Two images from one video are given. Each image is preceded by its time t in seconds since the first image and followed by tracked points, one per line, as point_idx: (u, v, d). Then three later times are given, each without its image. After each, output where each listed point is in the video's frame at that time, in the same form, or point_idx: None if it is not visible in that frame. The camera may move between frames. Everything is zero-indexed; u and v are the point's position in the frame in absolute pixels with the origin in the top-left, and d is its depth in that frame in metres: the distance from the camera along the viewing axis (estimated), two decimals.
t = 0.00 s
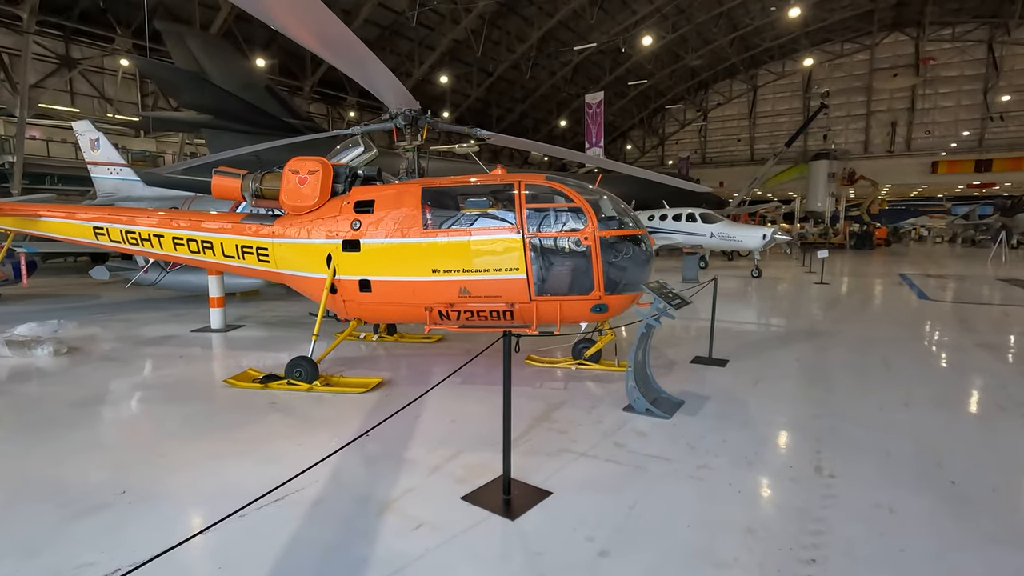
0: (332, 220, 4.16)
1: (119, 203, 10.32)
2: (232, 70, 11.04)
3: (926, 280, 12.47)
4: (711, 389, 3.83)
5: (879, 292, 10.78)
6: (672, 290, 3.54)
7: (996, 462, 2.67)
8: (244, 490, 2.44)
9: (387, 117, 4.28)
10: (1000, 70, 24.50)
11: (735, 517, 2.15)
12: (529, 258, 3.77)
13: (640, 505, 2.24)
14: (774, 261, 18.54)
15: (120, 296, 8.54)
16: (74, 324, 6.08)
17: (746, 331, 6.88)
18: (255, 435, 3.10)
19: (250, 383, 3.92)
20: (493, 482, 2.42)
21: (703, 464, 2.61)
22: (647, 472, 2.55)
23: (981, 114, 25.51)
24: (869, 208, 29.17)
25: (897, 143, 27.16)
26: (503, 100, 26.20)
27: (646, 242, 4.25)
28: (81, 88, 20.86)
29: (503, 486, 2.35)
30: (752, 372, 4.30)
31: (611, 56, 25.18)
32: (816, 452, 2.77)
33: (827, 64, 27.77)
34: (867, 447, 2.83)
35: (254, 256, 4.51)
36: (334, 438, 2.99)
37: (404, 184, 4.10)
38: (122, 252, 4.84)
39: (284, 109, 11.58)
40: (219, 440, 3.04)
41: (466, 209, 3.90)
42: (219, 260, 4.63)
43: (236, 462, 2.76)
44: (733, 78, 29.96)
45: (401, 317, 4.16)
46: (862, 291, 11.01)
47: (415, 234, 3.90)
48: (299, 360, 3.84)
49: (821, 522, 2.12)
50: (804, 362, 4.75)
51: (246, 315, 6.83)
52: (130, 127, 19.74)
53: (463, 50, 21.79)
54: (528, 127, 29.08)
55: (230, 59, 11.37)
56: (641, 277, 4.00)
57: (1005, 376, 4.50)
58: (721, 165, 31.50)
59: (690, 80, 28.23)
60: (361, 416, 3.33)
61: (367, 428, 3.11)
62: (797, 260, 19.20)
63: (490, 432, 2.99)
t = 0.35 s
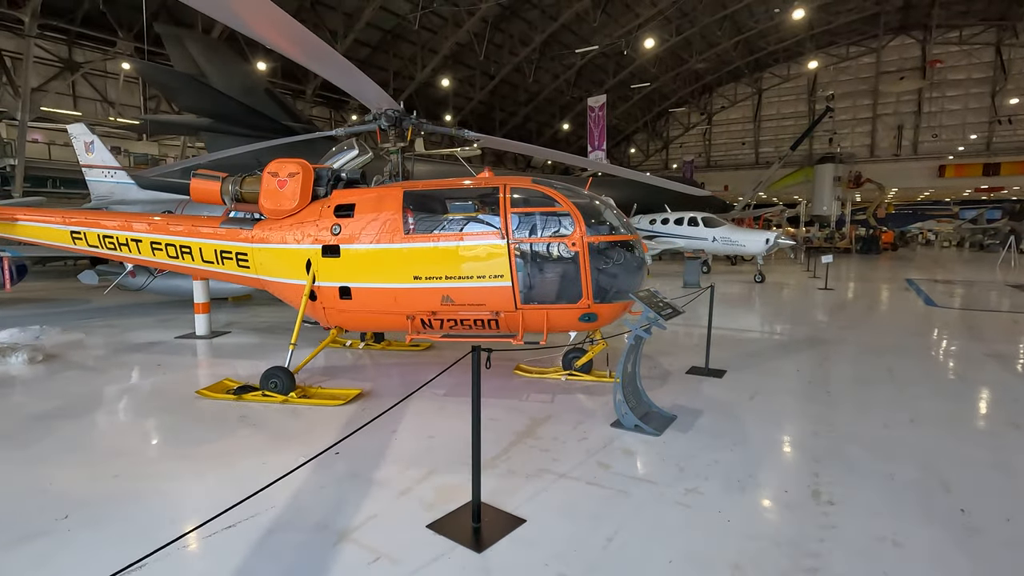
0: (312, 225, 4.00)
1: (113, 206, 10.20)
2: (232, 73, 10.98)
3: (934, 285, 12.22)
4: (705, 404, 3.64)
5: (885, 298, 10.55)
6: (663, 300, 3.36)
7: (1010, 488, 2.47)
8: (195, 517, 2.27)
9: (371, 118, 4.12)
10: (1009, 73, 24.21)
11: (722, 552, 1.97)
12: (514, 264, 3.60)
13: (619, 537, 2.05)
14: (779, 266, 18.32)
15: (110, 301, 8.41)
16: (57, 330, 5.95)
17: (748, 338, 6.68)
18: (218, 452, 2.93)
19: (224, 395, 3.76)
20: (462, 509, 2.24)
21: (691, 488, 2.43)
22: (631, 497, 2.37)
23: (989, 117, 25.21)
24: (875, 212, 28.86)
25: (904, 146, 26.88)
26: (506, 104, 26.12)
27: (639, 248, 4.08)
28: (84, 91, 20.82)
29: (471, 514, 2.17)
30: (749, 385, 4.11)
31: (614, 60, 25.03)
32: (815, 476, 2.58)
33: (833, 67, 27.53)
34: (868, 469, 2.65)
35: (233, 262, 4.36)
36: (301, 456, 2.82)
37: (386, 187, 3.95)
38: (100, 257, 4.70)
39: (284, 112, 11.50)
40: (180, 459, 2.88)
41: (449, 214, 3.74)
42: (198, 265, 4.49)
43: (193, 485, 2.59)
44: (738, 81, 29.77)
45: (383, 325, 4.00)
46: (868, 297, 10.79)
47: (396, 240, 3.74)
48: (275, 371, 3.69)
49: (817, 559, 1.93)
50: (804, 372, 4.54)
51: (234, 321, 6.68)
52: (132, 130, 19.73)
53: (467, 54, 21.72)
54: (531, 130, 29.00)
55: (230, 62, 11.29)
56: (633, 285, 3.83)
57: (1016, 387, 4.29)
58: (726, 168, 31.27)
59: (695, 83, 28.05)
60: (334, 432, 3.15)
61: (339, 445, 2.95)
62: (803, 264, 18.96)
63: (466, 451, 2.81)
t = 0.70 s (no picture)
0: (292, 224, 3.85)
1: (112, 206, 10.13)
2: (237, 74, 10.81)
3: (947, 288, 11.90)
4: (702, 412, 3.43)
5: (896, 301, 10.27)
6: (656, 302, 3.17)
7: None
8: (139, 535, 2.10)
9: (355, 114, 3.95)
10: None
11: None
12: (500, 265, 3.43)
13: (596, 564, 1.87)
14: (787, 268, 18.01)
15: (107, 301, 8.34)
16: (45, 331, 5.84)
17: (753, 341, 6.47)
18: (183, 462, 2.78)
19: (198, 400, 3.61)
20: (428, 529, 2.06)
21: (680, 508, 2.24)
22: (614, 517, 2.17)
23: (1004, 117, 24.73)
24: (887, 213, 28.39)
25: (916, 147, 26.43)
26: (512, 104, 26.02)
27: (634, 247, 3.89)
28: (91, 93, 20.92)
29: (437, 537, 1.99)
30: (750, 391, 3.91)
31: (621, 60, 24.82)
32: (817, 494, 2.38)
33: (844, 67, 27.15)
34: (875, 488, 2.44)
35: (214, 262, 4.22)
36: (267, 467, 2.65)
37: (368, 184, 3.78)
38: (80, 256, 4.58)
39: (287, 112, 11.42)
40: (140, 469, 2.72)
41: (434, 211, 3.57)
42: (180, 265, 4.35)
43: (150, 498, 2.44)
44: (747, 82, 29.44)
45: (365, 327, 3.85)
46: (879, 299, 10.50)
47: (377, 238, 3.58)
48: (251, 375, 3.53)
49: None
50: (810, 379, 4.32)
51: (226, 323, 6.55)
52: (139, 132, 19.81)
53: (473, 55, 21.62)
54: (538, 131, 28.90)
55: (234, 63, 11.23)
56: (626, 285, 3.65)
57: None
58: (735, 169, 30.93)
59: (703, 83, 27.77)
60: (306, 440, 2.99)
61: (310, 454, 2.78)
62: (812, 266, 18.63)
63: (442, 463, 2.64)
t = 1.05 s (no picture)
0: (274, 227, 3.69)
1: (115, 208, 10.09)
2: (245, 75, 10.67)
3: (969, 292, 11.49)
4: (703, 430, 3.20)
5: (915, 305, 9.91)
6: (651, 313, 2.97)
7: None
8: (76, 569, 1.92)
9: (340, 113, 3.78)
10: None
11: None
12: (488, 272, 3.24)
13: None
14: (801, 271, 17.61)
15: (107, 303, 8.27)
16: (36, 336, 5.73)
17: (763, 349, 6.21)
18: (142, 482, 2.61)
19: (173, 412, 3.46)
20: (391, 566, 1.87)
21: (671, 544, 2.03)
22: (598, 555, 1.96)
23: None
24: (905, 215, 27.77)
25: (936, 146, 25.81)
26: (523, 105, 25.85)
27: (631, 252, 3.67)
28: (104, 96, 21.07)
29: None
30: (756, 406, 3.67)
31: (633, 60, 24.52)
32: (825, 529, 2.15)
33: (861, 65, 26.63)
34: (890, 522, 2.20)
35: (197, 267, 4.08)
36: (230, 489, 2.48)
37: (352, 186, 3.61)
38: (64, 261, 4.46)
39: (294, 114, 11.36)
40: (99, 489, 2.55)
41: (419, 215, 3.39)
42: (162, 270, 4.21)
43: (101, 522, 2.28)
44: (761, 81, 28.95)
45: (349, 336, 3.67)
46: (897, 304, 10.15)
47: (359, 243, 3.41)
48: (227, 387, 3.37)
49: None
50: (822, 392, 4.07)
51: (220, 328, 6.42)
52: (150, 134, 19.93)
53: (483, 56, 21.47)
54: (549, 132, 28.69)
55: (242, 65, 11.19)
56: (622, 293, 3.45)
57: None
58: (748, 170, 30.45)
59: (716, 83, 27.38)
60: (275, 458, 2.80)
61: (278, 476, 2.61)
62: (828, 268, 18.20)
63: (415, 487, 2.44)
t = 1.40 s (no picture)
0: (269, 225, 3.58)
1: (141, 210, 10.28)
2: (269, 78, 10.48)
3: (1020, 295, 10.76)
4: (717, 443, 2.94)
5: (960, 308, 9.31)
6: (659, 316, 2.74)
7: None
8: None
9: (337, 108, 3.64)
10: None
11: None
12: (484, 271, 3.05)
13: None
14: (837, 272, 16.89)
15: (129, 304, 8.40)
16: (53, 336, 5.79)
17: (792, 354, 5.84)
18: (117, 489, 2.50)
19: (164, 416, 3.37)
20: None
21: None
22: None
23: None
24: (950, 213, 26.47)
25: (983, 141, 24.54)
26: (548, 105, 25.62)
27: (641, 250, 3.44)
28: (140, 103, 21.67)
29: None
30: (779, 417, 3.38)
31: (661, 58, 24.03)
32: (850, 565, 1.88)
33: (901, 59, 25.55)
34: (926, 557, 1.92)
35: (197, 266, 4.01)
36: (202, 501, 2.35)
37: (347, 183, 3.48)
38: (71, 261, 4.46)
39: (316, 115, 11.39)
40: (72, 494, 2.46)
41: (415, 212, 3.23)
42: (163, 270, 4.16)
43: (64, 531, 2.17)
44: (796, 77, 28.05)
45: (344, 338, 3.53)
46: (941, 307, 9.55)
47: (353, 241, 3.26)
48: (218, 390, 3.27)
49: None
50: (853, 402, 3.73)
51: (232, 329, 6.39)
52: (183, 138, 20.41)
53: (508, 56, 21.33)
54: (575, 132, 28.37)
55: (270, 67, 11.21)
56: (630, 294, 3.22)
57: None
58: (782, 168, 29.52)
59: (748, 80, 26.63)
60: (255, 468, 2.67)
61: (254, 487, 2.47)
62: (866, 270, 17.41)
63: (395, 502, 2.27)
